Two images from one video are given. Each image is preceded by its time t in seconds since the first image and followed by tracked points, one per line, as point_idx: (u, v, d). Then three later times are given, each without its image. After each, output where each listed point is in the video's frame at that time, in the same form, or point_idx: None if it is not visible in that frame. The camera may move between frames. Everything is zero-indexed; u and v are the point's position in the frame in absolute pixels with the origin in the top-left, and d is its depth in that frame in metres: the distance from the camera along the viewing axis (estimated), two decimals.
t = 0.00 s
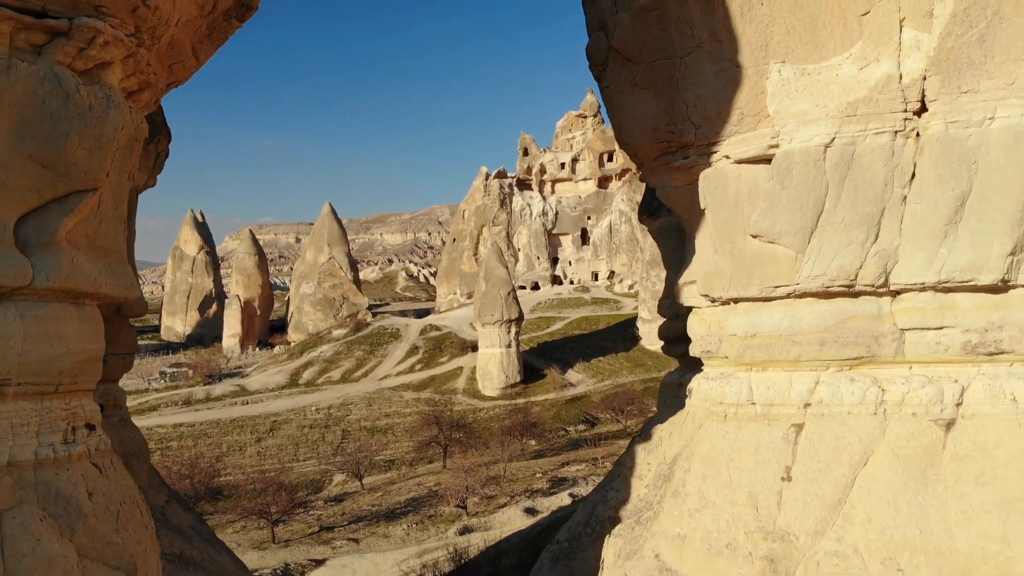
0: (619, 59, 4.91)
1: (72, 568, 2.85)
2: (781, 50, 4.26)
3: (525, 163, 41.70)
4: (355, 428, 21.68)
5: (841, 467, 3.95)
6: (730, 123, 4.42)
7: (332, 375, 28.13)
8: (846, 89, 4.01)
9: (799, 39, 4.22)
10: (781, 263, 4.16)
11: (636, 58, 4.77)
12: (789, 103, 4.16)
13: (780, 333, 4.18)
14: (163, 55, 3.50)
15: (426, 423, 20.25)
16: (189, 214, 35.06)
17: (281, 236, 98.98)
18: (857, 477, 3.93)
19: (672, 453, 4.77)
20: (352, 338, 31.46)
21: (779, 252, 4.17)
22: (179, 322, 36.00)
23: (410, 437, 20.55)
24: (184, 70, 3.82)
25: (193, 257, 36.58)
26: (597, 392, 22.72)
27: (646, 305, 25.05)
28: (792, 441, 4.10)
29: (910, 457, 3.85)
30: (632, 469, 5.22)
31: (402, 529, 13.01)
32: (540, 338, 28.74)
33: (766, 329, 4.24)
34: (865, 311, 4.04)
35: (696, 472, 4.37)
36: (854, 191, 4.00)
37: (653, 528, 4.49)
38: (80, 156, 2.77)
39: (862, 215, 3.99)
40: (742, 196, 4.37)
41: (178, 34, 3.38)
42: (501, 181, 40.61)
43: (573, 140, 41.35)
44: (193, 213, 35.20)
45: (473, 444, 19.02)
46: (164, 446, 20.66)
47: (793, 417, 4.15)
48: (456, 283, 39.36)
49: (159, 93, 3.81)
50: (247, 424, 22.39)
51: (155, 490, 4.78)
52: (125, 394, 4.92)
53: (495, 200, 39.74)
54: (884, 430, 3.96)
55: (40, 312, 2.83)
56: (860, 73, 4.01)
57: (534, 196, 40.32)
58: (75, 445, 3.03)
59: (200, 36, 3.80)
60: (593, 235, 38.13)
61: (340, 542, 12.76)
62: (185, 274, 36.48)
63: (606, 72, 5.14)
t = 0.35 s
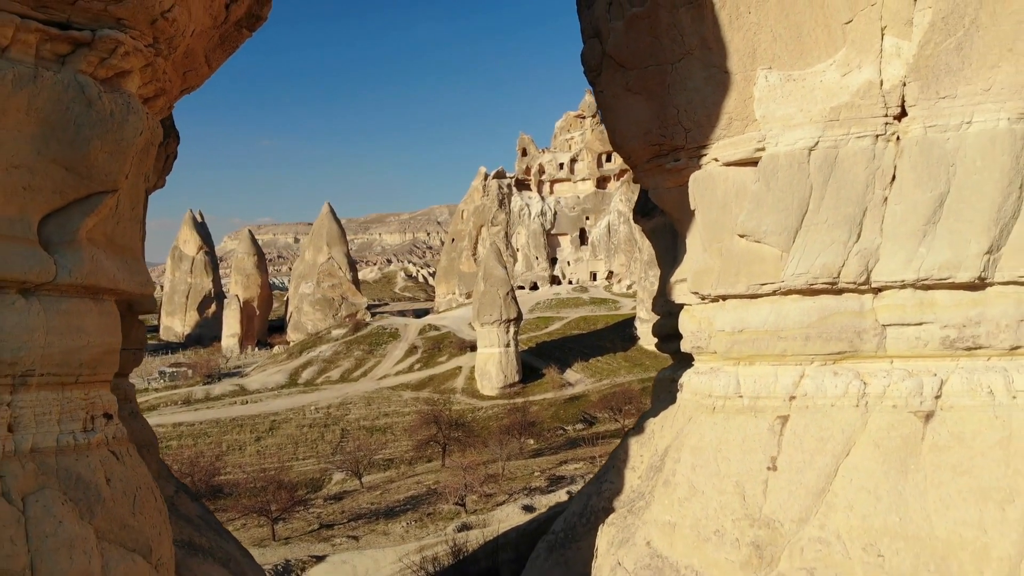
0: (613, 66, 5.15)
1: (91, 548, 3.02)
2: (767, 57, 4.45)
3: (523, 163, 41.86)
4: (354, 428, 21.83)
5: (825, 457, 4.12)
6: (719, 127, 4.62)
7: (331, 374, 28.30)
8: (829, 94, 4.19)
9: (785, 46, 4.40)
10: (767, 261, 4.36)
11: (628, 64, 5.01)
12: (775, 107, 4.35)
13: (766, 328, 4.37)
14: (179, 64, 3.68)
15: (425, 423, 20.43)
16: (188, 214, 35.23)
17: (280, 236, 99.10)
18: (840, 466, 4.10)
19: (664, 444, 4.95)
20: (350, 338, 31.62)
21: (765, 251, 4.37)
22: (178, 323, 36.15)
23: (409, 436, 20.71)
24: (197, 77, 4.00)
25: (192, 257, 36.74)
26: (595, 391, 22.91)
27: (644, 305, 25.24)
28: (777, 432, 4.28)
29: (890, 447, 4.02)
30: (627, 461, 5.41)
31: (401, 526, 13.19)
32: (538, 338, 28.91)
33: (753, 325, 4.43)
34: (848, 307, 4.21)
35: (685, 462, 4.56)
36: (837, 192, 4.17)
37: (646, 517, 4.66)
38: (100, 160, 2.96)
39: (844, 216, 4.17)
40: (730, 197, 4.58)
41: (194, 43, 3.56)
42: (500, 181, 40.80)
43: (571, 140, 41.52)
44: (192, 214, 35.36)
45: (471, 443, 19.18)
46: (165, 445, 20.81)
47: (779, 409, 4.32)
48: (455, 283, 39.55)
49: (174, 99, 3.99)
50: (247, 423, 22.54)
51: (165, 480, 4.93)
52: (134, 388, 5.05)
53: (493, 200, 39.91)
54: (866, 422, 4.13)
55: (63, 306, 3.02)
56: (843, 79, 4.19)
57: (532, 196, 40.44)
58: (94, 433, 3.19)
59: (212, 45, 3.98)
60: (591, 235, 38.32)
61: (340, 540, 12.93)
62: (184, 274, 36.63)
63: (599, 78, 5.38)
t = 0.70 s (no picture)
0: (611, 71, 5.36)
1: (113, 531, 3.18)
2: (760, 62, 4.62)
3: (523, 163, 41.99)
4: (354, 427, 21.97)
5: (814, 448, 4.29)
6: (712, 130, 4.80)
7: (332, 374, 28.45)
8: (818, 99, 4.36)
9: (777, 52, 4.57)
10: (759, 259, 4.54)
11: (626, 69, 5.23)
12: (766, 111, 4.52)
13: (758, 324, 4.55)
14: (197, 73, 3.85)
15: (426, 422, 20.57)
16: (189, 215, 35.40)
17: (280, 236, 99.24)
18: (829, 457, 4.26)
19: (659, 437, 5.13)
20: (351, 338, 31.76)
21: (757, 250, 4.54)
22: (179, 322, 36.31)
23: (409, 435, 20.85)
24: (213, 84, 4.17)
25: (193, 257, 36.91)
26: (595, 390, 23.05)
27: (644, 305, 25.37)
28: (769, 424, 4.45)
29: (879, 439, 4.18)
30: (624, 453, 5.59)
31: (402, 524, 13.34)
32: (538, 338, 29.05)
33: (745, 321, 4.60)
34: (837, 304, 4.37)
35: (680, 454, 4.73)
36: (826, 193, 4.33)
37: (642, 506, 4.84)
38: (123, 162, 3.13)
39: (834, 216, 4.33)
40: (723, 198, 4.75)
41: (212, 51, 3.73)
42: (500, 181, 40.97)
43: (571, 140, 41.65)
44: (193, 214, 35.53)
45: (471, 441, 19.32)
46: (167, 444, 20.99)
47: (771, 403, 4.49)
48: (455, 283, 39.71)
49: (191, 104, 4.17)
50: (247, 423, 22.70)
51: (178, 471, 5.09)
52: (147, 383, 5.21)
53: (493, 200, 40.04)
54: (854, 414, 4.29)
55: (88, 301, 3.19)
56: (832, 84, 4.35)
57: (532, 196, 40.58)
58: (115, 422, 3.36)
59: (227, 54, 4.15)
60: (591, 235, 38.46)
61: (341, 537, 13.08)
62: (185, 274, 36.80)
63: (599, 82, 5.59)
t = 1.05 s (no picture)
0: (610, 74, 5.56)
1: (137, 514, 3.36)
2: (752, 67, 4.81)
3: (523, 164, 42.16)
4: (355, 426, 22.14)
5: (805, 439, 4.46)
6: (707, 132, 4.98)
7: (333, 373, 28.61)
8: (809, 102, 4.53)
9: (769, 57, 4.76)
10: (751, 257, 4.71)
11: (624, 73, 5.43)
12: (758, 114, 4.70)
13: (751, 318, 4.73)
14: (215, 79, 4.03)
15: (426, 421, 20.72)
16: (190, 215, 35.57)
17: (280, 237, 99.40)
18: (819, 447, 4.43)
19: (656, 429, 5.31)
20: (351, 338, 31.91)
21: (749, 248, 4.72)
22: (179, 322, 36.47)
23: (410, 434, 20.99)
24: (229, 89, 4.35)
25: (194, 257, 37.08)
26: (595, 390, 23.20)
27: (643, 304, 25.53)
28: (761, 416, 4.63)
29: (867, 428, 4.35)
30: (622, 446, 5.76)
31: (403, 521, 13.51)
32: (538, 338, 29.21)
33: (738, 316, 4.78)
34: (827, 299, 4.54)
35: (675, 444, 4.91)
36: (816, 193, 4.50)
37: (639, 495, 5.02)
38: (147, 164, 3.31)
39: (823, 215, 4.49)
40: (717, 198, 4.93)
41: (231, 59, 3.90)
42: (500, 181, 41.17)
43: (571, 140, 41.82)
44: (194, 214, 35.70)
45: (472, 440, 19.49)
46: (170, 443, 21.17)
47: (763, 395, 4.67)
48: (455, 283, 39.89)
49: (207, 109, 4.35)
50: (249, 422, 22.87)
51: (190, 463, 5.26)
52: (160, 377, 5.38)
53: (493, 200, 40.20)
54: (843, 406, 4.46)
55: (112, 296, 3.37)
56: (822, 88, 4.52)
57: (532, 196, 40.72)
58: (138, 411, 3.54)
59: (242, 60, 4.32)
60: (591, 235, 38.64)
61: (343, 534, 13.25)
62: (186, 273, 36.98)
63: (597, 86, 5.79)
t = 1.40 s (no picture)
0: (608, 77, 5.73)
1: (156, 498, 3.52)
2: (746, 70, 4.98)
3: (523, 164, 42.29)
4: (356, 425, 22.28)
5: (797, 430, 4.63)
6: (702, 134, 5.14)
7: (333, 373, 28.76)
8: (801, 105, 4.70)
9: (762, 61, 4.93)
10: (746, 254, 4.88)
11: (622, 77, 5.60)
12: (752, 117, 4.87)
13: (745, 313, 4.90)
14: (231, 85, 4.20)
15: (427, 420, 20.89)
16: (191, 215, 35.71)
17: (280, 237, 99.54)
18: (811, 437, 4.59)
19: (653, 422, 5.48)
20: (351, 337, 32.06)
21: (744, 246, 4.89)
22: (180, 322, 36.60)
23: (411, 433, 21.12)
24: (243, 93, 4.51)
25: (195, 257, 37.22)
26: (594, 389, 23.33)
27: (643, 303, 25.70)
28: (755, 407, 4.80)
29: (856, 419, 4.51)
30: (620, 439, 5.93)
31: (404, 519, 13.66)
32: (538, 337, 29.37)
33: (733, 311, 4.96)
34: (818, 295, 4.70)
35: (671, 436, 5.09)
36: (807, 192, 4.67)
37: (636, 485, 5.19)
38: (167, 164, 3.49)
39: (815, 213, 4.65)
40: (713, 197, 5.10)
41: (245, 65, 4.07)
42: (500, 181, 41.32)
43: (571, 140, 41.97)
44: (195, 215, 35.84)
45: (472, 438, 19.63)
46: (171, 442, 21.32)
47: (756, 387, 4.85)
48: (455, 283, 40.04)
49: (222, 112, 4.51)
50: (250, 421, 23.01)
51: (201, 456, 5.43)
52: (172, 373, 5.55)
53: (493, 200, 40.37)
54: (834, 398, 4.62)
55: (132, 291, 3.53)
56: (813, 91, 4.69)
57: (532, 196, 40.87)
58: (156, 401, 3.71)
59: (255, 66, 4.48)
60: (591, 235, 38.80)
61: (345, 531, 13.39)
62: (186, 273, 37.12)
63: (596, 88, 5.95)
